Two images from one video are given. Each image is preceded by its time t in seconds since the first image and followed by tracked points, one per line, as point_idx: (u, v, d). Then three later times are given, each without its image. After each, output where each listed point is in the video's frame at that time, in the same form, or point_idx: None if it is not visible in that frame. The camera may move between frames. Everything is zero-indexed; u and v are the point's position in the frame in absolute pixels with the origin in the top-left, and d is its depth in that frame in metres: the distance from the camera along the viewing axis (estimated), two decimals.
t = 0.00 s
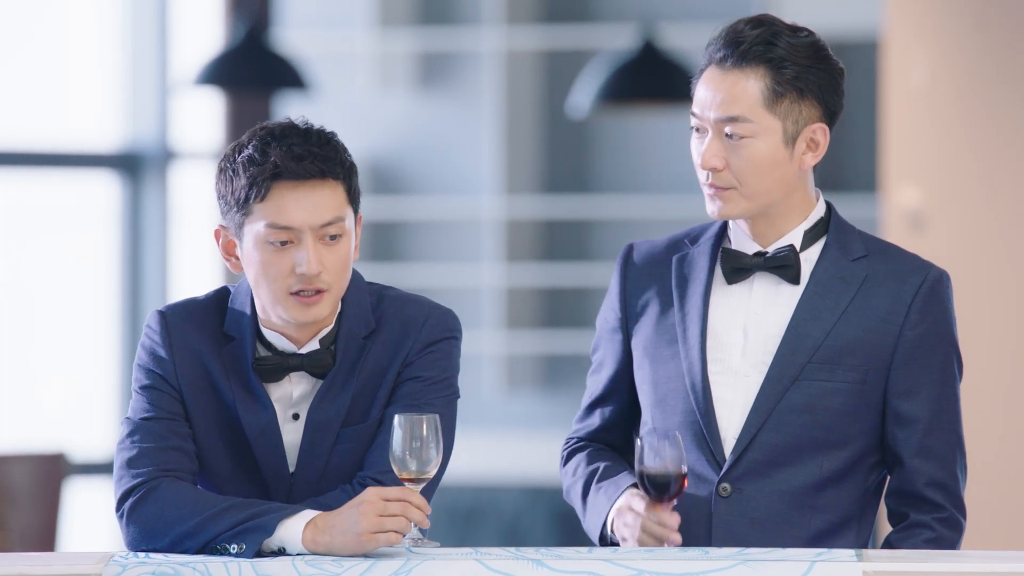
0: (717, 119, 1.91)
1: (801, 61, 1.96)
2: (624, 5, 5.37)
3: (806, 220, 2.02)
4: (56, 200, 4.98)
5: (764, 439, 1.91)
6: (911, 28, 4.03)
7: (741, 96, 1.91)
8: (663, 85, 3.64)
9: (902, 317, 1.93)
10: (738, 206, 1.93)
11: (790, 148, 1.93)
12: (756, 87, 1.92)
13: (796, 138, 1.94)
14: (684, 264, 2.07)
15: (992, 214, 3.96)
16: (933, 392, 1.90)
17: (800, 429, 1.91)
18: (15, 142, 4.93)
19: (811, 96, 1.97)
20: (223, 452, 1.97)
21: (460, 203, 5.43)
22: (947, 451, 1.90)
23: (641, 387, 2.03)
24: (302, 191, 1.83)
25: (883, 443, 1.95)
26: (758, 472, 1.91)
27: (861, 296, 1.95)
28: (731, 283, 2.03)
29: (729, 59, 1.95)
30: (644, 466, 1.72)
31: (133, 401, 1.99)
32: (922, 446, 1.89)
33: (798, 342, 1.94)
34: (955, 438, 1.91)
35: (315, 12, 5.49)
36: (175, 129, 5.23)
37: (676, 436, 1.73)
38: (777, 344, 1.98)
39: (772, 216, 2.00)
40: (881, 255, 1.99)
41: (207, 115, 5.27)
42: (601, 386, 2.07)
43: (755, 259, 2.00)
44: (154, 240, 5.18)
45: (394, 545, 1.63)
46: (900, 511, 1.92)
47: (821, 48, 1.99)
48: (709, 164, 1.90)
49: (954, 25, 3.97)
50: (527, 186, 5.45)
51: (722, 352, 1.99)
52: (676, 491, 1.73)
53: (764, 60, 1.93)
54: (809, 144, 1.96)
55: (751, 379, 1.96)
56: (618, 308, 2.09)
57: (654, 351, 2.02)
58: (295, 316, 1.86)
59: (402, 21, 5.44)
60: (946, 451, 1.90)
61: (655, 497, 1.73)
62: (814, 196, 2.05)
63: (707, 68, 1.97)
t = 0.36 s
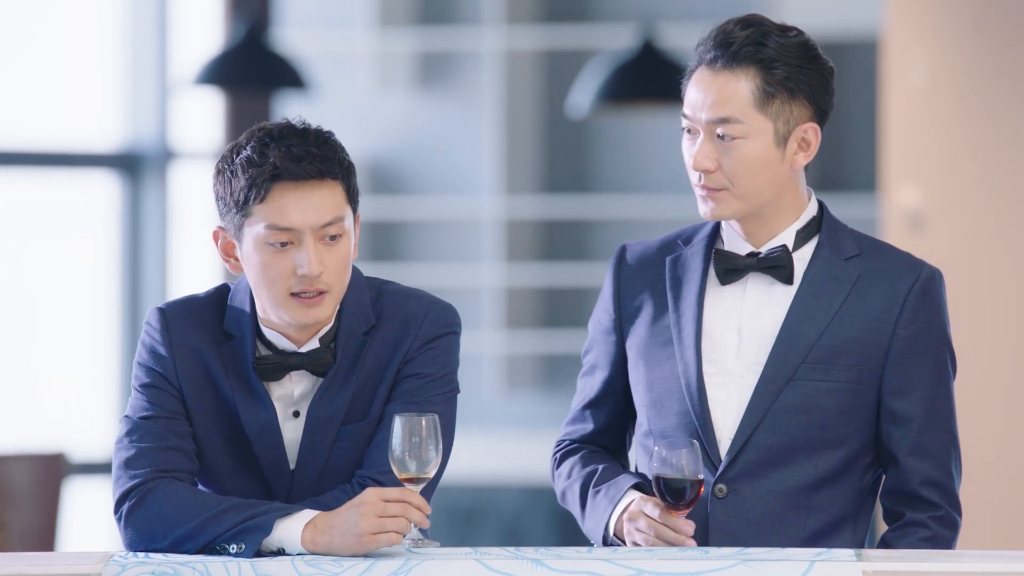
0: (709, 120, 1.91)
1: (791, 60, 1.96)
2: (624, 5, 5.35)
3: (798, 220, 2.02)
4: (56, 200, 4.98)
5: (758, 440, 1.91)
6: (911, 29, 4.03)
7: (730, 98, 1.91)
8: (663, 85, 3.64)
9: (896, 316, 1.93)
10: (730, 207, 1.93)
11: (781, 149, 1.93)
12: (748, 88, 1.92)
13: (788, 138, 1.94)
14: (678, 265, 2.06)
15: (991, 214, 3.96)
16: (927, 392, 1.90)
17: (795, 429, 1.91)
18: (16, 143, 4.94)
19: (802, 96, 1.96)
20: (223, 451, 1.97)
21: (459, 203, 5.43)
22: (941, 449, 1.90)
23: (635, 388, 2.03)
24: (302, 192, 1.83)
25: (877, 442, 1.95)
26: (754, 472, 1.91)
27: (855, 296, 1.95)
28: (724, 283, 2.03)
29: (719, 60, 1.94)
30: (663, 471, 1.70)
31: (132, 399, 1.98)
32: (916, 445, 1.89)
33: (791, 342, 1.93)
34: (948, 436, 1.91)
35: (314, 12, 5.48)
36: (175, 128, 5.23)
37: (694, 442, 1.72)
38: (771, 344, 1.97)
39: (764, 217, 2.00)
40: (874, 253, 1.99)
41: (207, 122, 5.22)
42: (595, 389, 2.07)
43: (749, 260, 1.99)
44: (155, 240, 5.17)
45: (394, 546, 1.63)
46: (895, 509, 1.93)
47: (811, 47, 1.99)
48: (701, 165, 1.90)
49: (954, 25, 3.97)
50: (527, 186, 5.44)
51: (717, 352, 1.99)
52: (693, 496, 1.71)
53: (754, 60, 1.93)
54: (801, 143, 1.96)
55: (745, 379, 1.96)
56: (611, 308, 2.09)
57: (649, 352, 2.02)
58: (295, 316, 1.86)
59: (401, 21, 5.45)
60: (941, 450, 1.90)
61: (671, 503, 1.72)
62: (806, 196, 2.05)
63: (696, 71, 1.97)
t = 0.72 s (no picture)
0: (707, 120, 1.91)
1: (788, 60, 1.96)
2: (624, 5, 5.34)
3: (794, 221, 2.02)
4: (56, 200, 4.99)
5: (757, 441, 1.91)
6: (911, 29, 4.03)
7: (728, 97, 1.91)
8: (662, 85, 3.64)
9: (893, 316, 1.93)
10: (729, 206, 1.93)
11: (779, 149, 1.93)
12: (745, 87, 1.92)
13: (785, 138, 1.94)
14: (674, 266, 2.07)
15: (991, 214, 3.96)
16: (924, 391, 1.90)
17: (793, 430, 1.91)
18: (15, 143, 4.94)
19: (799, 96, 1.97)
20: (220, 452, 1.98)
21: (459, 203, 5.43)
22: (939, 449, 1.90)
23: (631, 389, 2.03)
24: (293, 194, 1.83)
25: (875, 442, 1.95)
26: (752, 473, 1.91)
27: (852, 296, 1.95)
28: (721, 284, 2.03)
29: (715, 61, 1.94)
30: (675, 476, 1.70)
31: (129, 401, 1.98)
32: (914, 445, 1.89)
33: (788, 343, 1.93)
34: (945, 436, 1.91)
35: (315, 12, 5.48)
36: (175, 128, 5.23)
37: (709, 450, 1.72)
38: (768, 345, 1.98)
39: (759, 218, 2.00)
40: (870, 253, 1.99)
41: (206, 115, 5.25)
42: (590, 390, 2.07)
43: (745, 261, 1.99)
44: (154, 240, 5.17)
45: (394, 546, 1.63)
46: (893, 509, 1.93)
47: (808, 47, 1.99)
48: (699, 165, 1.90)
49: (954, 25, 3.97)
50: (527, 186, 5.44)
51: (714, 353, 1.99)
52: (701, 503, 1.71)
53: (752, 60, 1.93)
54: (798, 144, 1.97)
55: (743, 380, 1.97)
56: (607, 309, 2.09)
57: (645, 353, 2.02)
58: (289, 318, 1.86)
59: (401, 21, 5.46)
60: (938, 449, 1.90)
61: (679, 508, 1.72)
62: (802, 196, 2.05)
63: (692, 72, 1.96)
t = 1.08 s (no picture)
0: (706, 120, 1.91)
1: (786, 60, 1.96)
2: (624, 5, 5.34)
3: (791, 221, 2.02)
4: (56, 200, 4.99)
5: (755, 441, 1.91)
6: (911, 29, 4.03)
7: (727, 97, 1.91)
8: (661, 85, 3.64)
9: (891, 316, 1.93)
10: (728, 206, 1.93)
11: (777, 149, 1.93)
12: (739, 85, 1.92)
13: (784, 138, 1.94)
14: (672, 266, 2.07)
15: (991, 214, 3.97)
16: (923, 391, 1.90)
17: (791, 429, 1.91)
18: (15, 144, 4.95)
19: (797, 95, 1.97)
20: (219, 453, 1.98)
21: (459, 203, 5.42)
22: (937, 450, 1.91)
23: (630, 389, 2.03)
24: (284, 193, 1.83)
25: (873, 442, 1.95)
26: (751, 473, 1.91)
27: (850, 296, 1.95)
28: (719, 284, 2.03)
29: (712, 62, 1.95)
30: (676, 477, 1.70)
31: (129, 401, 1.99)
32: (912, 445, 1.89)
33: (787, 343, 1.93)
34: (944, 436, 1.91)
35: (314, 12, 5.48)
36: (174, 128, 5.22)
37: (711, 451, 1.72)
38: (766, 345, 1.98)
39: (757, 218, 2.00)
40: (867, 253, 1.99)
41: (206, 117, 5.25)
42: (589, 390, 2.07)
43: (743, 261, 2.00)
44: (154, 240, 5.18)
45: (395, 546, 1.64)
46: (891, 509, 1.93)
47: (807, 47, 1.99)
48: (697, 165, 1.90)
49: (954, 25, 3.97)
50: (527, 186, 5.45)
51: (711, 353, 1.99)
52: (701, 504, 1.72)
53: (751, 61, 1.93)
54: (796, 144, 1.97)
55: (741, 380, 1.97)
56: (606, 309, 2.09)
57: (643, 354, 2.02)
58: (284, 318, 1.86)
59: (401, 21, 5.46)
60: (937, 449, 1.90)
61: (678, 509, 1.73)
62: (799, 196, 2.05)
63: (691, 72, 1.96)
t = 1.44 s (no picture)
0: (707, 120, 1.91)
1: (786, 60, 1.96)
2: (624, 5, 5.34)
3: (788, 222, 2.02)
4: (55, 200, 5.00)
5: (755, 441, 1.91)
6: (911, 29, 4.02)
7: (727, 96, 1.91)
8: (661, 85, 3.64)
9: (890, 316, 1.93)
10: (728, 207, 1.93)
11: (778, 150, 1.93)
12: (746, 88, 1.92)
13: (784, 138, 1.95)
14: (671, 266, 2.06)
15: (990, 214, 3.97)
16: (921, 391, 1.91)
17: (791, 430, 1.91)
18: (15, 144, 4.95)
19: (798, 96, 1.97)
20: (220, 454, 1.98)
21: (460, 203, 5.42)
22: (936, 449, 1.91)
23: (628, 390, 2.03)
24: (302, 208, 1.83)
25: (871, 442, 1.95)
26: (751, 473, 1.91)
27: (848, 297, 1.95)
28: (717, 285, 2.03)
29: (710, 61, 1.94)
30: (670, 474, 1.70)
31: (130, 402, 1.98)
32: (911, 445, 1.89)
33: (786, 343, 1.93)
34: (942, 436, 1.92)
35: (314, 12, 5.48)
36: (174, 128, 5.22)
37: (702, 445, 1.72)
38: (765, 346, 1.98)
39: (755, 217, 2.00)
40: (865, 254, 1.99)
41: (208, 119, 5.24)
42: (586, 390, 2.06)
43: (742, 262, 2.00)
44: (154, 240, 5.18)
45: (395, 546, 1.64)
46: (890, 509, 1.93)
47: (806, 47, 2.00)
48: (698, 165, 1.89)
49: (954, 25, 3.96)
50: (527, 186, 5.45)
51: (710, 354, 1.99)
52: (697, 501, 1.71)
53: (753, 60, 1.93)
54: (796, 144, 1.97)
55: (740, 380, 1.97)
56: (604, 309, 2.09)
57: (642, 355, 2.02)
58: (292, 329, 1.87)
59: (401, 21, 5.46)
60: (935, 449, 1.91)
61: (675, 506, 1.73)
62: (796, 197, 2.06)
63: (689, 72, 1.96)
